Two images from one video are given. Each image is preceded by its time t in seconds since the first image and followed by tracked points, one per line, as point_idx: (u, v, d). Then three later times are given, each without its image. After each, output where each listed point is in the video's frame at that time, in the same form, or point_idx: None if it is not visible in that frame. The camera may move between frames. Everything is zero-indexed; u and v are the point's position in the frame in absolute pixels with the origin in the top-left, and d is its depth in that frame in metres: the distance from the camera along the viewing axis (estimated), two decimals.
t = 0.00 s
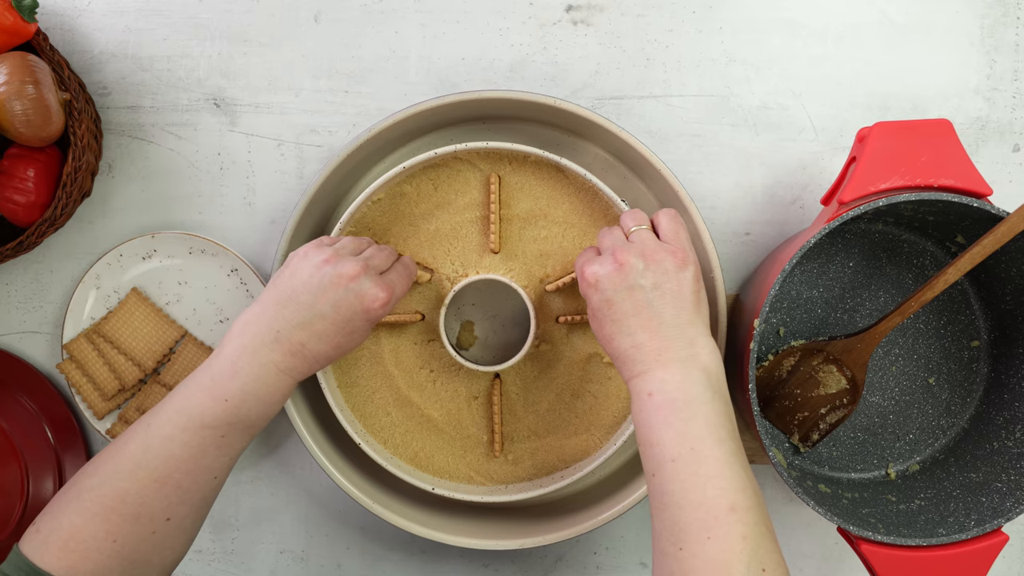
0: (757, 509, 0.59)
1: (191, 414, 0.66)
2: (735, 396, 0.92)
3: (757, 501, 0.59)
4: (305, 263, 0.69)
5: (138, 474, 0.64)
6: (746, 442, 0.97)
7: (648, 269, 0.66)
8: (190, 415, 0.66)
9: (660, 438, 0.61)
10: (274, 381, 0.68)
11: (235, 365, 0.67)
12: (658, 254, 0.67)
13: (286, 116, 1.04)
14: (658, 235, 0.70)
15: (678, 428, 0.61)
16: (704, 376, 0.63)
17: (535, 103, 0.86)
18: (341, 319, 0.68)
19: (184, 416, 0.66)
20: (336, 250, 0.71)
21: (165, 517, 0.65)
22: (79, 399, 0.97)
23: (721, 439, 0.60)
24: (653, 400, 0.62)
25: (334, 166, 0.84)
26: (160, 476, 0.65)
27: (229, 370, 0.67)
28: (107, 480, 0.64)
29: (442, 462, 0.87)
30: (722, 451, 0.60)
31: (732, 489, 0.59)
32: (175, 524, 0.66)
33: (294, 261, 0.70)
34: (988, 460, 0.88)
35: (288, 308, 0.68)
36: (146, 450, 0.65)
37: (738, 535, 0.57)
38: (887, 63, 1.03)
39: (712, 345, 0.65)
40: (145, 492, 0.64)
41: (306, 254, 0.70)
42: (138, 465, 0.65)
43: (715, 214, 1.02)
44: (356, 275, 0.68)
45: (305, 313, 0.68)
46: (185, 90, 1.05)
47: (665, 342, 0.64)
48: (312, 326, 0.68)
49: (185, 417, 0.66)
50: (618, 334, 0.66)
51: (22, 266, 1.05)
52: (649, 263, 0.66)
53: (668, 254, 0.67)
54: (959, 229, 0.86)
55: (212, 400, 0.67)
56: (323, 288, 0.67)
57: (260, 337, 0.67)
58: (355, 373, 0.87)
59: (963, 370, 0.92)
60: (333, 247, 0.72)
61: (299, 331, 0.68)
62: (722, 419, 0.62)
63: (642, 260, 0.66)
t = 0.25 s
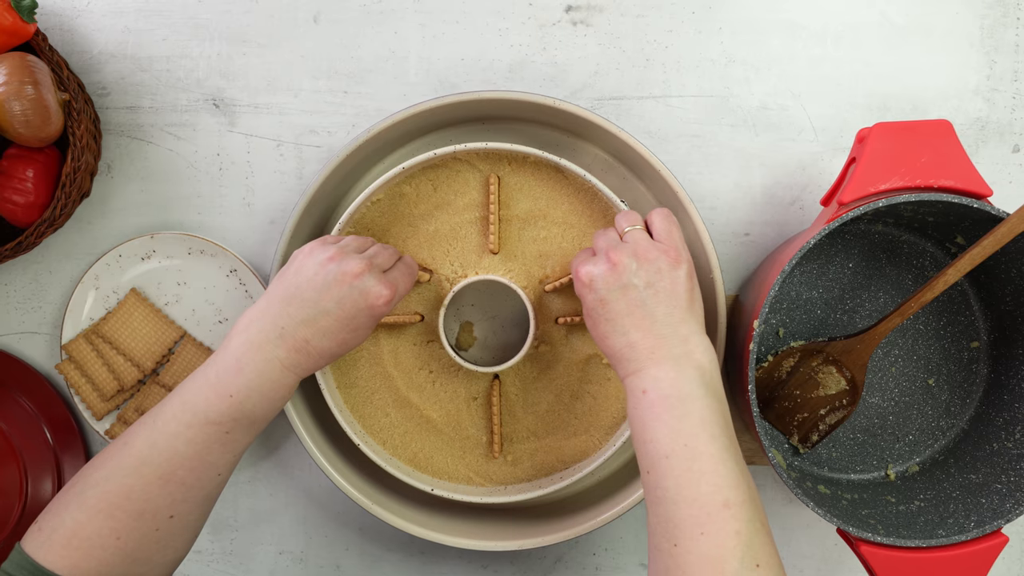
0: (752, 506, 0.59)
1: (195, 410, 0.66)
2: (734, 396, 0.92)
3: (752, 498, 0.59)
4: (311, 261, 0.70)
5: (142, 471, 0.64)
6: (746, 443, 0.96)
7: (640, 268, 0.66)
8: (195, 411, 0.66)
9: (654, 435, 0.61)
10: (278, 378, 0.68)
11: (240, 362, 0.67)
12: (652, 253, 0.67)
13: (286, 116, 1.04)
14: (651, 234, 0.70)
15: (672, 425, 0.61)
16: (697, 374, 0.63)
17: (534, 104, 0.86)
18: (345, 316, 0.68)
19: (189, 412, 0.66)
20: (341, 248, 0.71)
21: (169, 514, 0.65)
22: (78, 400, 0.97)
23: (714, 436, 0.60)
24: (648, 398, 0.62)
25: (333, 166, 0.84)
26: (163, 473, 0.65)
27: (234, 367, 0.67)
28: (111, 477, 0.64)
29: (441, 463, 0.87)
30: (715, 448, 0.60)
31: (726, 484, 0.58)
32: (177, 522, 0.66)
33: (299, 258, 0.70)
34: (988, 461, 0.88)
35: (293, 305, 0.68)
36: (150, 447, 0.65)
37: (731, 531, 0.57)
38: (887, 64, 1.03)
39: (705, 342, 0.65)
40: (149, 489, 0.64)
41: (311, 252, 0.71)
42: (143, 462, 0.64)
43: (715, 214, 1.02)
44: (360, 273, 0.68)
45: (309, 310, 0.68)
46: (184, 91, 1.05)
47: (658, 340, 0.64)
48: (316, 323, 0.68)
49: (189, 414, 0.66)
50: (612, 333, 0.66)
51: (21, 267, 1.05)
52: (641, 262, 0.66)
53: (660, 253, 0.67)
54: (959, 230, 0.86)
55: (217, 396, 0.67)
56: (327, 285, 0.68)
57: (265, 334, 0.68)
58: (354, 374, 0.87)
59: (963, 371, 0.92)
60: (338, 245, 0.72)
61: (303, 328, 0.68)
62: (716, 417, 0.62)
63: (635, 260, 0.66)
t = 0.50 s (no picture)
0: (748, 503, 0.59)
1: (199, 409, 0.66)
2: (733, 397, 0.92)
3: (748, 496, 0.59)
4: (313, 260, 0.70)
5: (146, 470, 0.64)
6: (744, 444, 0.97)
7: (635, 268, 0.66)
8: (198, 410, 0.66)
9: (649, 433, 0.61)
10: (281, 376, 0.68)
11: (243, 360, 0.67)
12: (647, 253, 0.67)
13: (285, 117, 1.04)
14: (646, 235, 0.70)
15: (667, 423, 0.61)
16: (692, 372, 0.63)
17: (533, 105, 0.86)
18: (348, 315, 0.68)
19: (192, 410, 0.66)
20: (343, 247, 0.71)
21: (172, 513, 0.65)
22: (77, 400, 0.97)
23: (710, 433, 0.60)
24: (644, 397, 0.62)
25: (332, 167, 0.84)
26: (167, 472, 0.65)
27: (237, 365, 0.67)
28: (114, 476, 0.64)
29: (440, 464, 0.87)
30: (711, 445, 0.60)
31: (723, 482, 0.58)
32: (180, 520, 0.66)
33: (302, 258, 0.71)
34: (987, 462, 0.88)
35: (296, 304, 0.68)
36: (153, 445, 0.65)
37: (728, 527, 0.57)
38: (886, 64, 1.03)
39: (701, 340, 0.65)
40: (153, 488, 0.64)
41: (314, 251, 0.71)
42: (146, 460, 0.65)
43: (714, 215, 1.02)
44: (363, 273, 0.69)
45: (312, 310, 0.68)
46: (183, 91, 1.05)
47: (653, 338, 0.64)
48: (319, 323, 0.68)
49: (192, 412, 0.66)
50: (607, 332, 0.66)
51: (20, 268, 1.05)
52: (636, 261, 0.66)
53: (655, 253, 0.67)
54: (957, 231, 0.86)
55: (220, 395, 0.67)
56: (330, 284, 0.68)
57: (268, 333, 0.68)
58: (353, 374, 0.87)
59: (961, 372, 0.92)
60: (340, 245, 0.72)
61: (307, 327, 0.68)
62: (713, 415, 0.62)
63: (629, 260, 0.66)
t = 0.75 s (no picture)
0: (747, 503, 0.59)
1: (202, 406, 0.66)
2: (732, 397, 0.92)
3: (746, 494, 0.59)
4: (312, 259, 0.70)
5: (149, 468, 0.64)
6: (744, 445, 0.97)
7: (634, 269, 0.66)
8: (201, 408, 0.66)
9: (648, 432, 0.61)
10: (283, 374, 0.68)
11: (246, 359, 0.67)
12: (646, 254, 0.67)
13: (285, 117, 1.04)
14: (646, 237, 0.70)
15: (666, 423, 0.61)
16: (691, 373, 0.63)
17: (533, 106, 0.86)
18: (348, 313, 0.68)
19: (195, 407, 0.66)
20: (341, 246, 0.71)
21: (174, 511, 0.65)
22: (76, 401, 0.97)
23: (709, 433, 0.60)
24: (643, 397, 0.62)
25: (332, 167, 0.84)
26: (170, 469, 0.65)
27: (240, 363, 0.67)
28: (118, 474, 0.64)
29: (440, 465, 0.87)
30: (710, 445, 0.60)
31: (722, 481, 0.58)
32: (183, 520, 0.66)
33: (300, 258, 0.70)
34: (986, 463, 0.88)
35: (296, 303, 0.68)
36: (157, 443, 0.65)
37: (726, 527, 0.57)
38: (885, 65, 1.03)
39: (701, 341, 0.65)
40: (156, 486, 0.64)
41: (312, 251, 0.71)
42: (150, 458, 0.64)
43: (714, 216, 1.02)
44: (362, 270, 0.69)
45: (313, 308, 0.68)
46: (183, 92, 1.05)
47: (653, 339, 0.64)
48: (319, 321, 0.68)
49: (196, 409, 0.66)
50: (607, 333, 0.66)
51: (20, 269, 1.05)
52: (635, 262, 0.66)
53: (655, 254, 0.67)
54: (957, 232, 0.86)
55: (223, 393, 0.66)
56: (329, 283, 0.68)
57: (269, 331, 0.68)
58: (353, 375, 0.87)
59: (961, 373, 0.92)
60: (338, 244, 0.72)
61: (308, 325, 0.68)
62: (712, 415, 0.62)
63: (629, 261, 0.66)
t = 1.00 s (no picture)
0: (760, 521, 0.59)
1: (177, 419, 0.66)
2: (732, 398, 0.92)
3: (761, 513, 0.59)
4: (282, 266, 0.68)
5: (126, 481, 0.64)
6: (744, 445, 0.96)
7: (644, 279, 0.65)
8: (176, 421, 0.66)
9: (661, 450, 0.61)
10: (258, 385, 0.67)
11: (219, 371, 0.67)
12: (656, 264, 0.66)
13: (284, 117, 1.04)
14: (651, 242, 0.70)
15: (680, 440, 0.60)
16: (704, 387, 0.63)
17: (533, 106, 0.86)
18: (320, 320, 0.66)
19: (171, 420, 0.66)
20: (311, 252, 0.69)
21: (153, 524, 0.65)
22: (74, 402, 0.97)
23: (723, 452, 0.60)
24: (654, 413, 0.62)
25: (331, 167, 0.84)
26: (148, 483, 0.64)
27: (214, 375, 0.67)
28: (96, 487, 0.64)
29: (439, 465, 0.87)
30: (724, 464, 0.60)
31: (736, 501, 0.59)
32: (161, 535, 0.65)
33: (272, 266, 0.69)
34: (986, 463, 0.88)
35: (267, 313, 0.67)
36: (133, 457, 0.65)
37: (741, 548, 0.57)
38: (885, 66, 1.03)
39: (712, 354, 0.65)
40: (133, 499, 0.64)
41: (283, 257, 0.69)
42: (126, 472, 0.64)
43: (713, 216, 1.02)
44: (331, 276, 0.66)
45: (283, 317, 0.66)
46: (181, 91, 1.04)
47: (663, 352, 0.64)
48: (292, 330, 0.66)
49: (171, 423, 0.66)
50: (616, 345, 0.65)
51: (18, 268, 1.04)
52: (645, 272, 0.66)
53: (663, 263, 0.67)
54: (957, 232, 0.86)
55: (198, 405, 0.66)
56: (299, 290, 0.66)
57: (241, 341, 0.67)
58: (352, 375, 0.87)
59: (961, 373, 0.92)
60: (310, 248, 0.70)
61: (280, 335, 0.66)
62: (725, 432, 0.61)
63: (638, 270, 0.66)
